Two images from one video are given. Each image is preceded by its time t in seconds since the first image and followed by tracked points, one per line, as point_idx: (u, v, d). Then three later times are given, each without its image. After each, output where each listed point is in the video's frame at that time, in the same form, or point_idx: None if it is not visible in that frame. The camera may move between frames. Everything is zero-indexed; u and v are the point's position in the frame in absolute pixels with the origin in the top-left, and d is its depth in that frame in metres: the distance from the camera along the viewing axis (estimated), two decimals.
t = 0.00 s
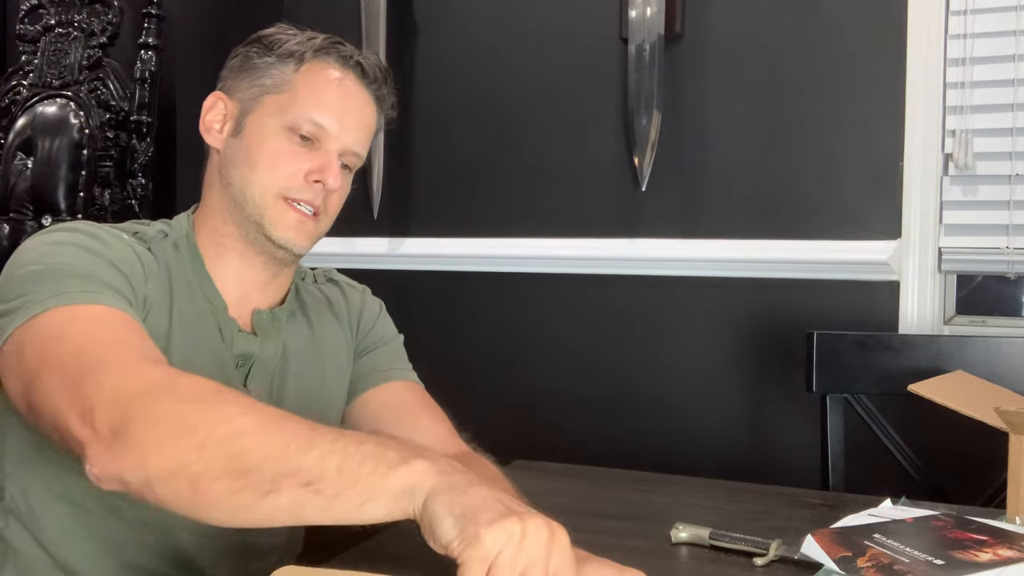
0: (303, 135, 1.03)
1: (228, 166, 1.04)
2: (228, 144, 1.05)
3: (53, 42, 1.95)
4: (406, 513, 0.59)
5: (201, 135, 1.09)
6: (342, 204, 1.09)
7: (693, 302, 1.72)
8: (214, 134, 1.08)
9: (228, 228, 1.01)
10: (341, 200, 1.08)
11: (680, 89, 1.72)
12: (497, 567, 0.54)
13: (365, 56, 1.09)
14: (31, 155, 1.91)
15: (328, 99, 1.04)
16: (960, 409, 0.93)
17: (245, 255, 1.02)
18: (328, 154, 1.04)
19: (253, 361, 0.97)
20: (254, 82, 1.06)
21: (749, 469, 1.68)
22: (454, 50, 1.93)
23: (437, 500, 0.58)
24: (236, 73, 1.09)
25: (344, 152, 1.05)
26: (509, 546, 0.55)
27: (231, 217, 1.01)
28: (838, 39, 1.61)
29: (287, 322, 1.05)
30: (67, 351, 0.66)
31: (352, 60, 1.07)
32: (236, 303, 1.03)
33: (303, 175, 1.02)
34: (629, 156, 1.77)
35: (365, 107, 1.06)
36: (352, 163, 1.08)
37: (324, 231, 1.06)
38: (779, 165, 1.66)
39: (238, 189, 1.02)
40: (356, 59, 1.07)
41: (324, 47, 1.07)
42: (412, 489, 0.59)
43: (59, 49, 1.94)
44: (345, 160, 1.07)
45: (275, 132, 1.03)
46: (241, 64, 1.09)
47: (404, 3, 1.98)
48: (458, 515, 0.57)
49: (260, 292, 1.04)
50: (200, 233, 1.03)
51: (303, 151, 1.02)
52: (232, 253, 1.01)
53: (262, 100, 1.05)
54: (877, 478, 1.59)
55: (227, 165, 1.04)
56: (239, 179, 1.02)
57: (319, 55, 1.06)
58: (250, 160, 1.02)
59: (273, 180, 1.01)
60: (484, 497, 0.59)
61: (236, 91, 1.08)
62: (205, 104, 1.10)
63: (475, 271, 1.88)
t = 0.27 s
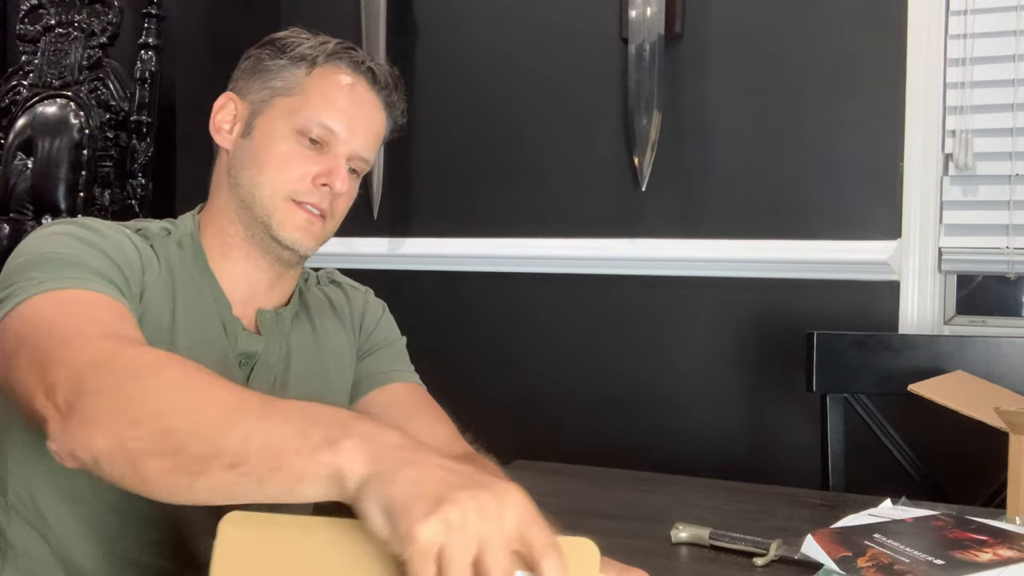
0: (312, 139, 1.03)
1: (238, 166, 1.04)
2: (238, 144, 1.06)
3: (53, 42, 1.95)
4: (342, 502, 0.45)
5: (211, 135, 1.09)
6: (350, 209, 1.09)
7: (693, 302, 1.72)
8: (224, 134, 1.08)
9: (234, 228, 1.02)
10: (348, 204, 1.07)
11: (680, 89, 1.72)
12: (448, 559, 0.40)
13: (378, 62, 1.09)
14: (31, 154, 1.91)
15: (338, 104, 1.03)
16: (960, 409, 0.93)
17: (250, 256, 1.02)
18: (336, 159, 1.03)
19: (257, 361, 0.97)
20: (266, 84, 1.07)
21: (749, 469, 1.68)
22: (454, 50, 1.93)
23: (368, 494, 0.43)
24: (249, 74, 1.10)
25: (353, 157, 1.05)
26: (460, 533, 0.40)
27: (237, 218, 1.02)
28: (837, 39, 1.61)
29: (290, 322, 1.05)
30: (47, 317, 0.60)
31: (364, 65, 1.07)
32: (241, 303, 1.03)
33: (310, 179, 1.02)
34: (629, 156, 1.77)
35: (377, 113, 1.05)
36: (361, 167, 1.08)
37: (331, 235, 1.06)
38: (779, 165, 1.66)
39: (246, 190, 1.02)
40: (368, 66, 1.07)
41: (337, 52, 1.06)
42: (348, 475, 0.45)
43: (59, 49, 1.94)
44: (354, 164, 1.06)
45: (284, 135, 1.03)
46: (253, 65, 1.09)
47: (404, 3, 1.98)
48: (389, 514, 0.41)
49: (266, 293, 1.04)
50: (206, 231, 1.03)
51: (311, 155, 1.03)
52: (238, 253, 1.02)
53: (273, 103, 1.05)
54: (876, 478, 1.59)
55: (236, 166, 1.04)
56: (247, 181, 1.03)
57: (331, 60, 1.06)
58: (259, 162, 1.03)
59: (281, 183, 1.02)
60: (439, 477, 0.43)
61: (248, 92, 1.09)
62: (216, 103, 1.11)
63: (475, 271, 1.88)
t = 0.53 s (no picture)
0: (304, 138, 1.03)
1: (230, 167, 1.04)
2: (230, 146, 1.06)
3: (53, 42, 1.95)
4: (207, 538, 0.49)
5: (207, 137, 1.10)
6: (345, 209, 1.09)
7: (693, 302, 1.72)
8: (219, 135, 1.09)
9: (228, 230, 1.02)
10: (343, 205, 1.07)
11: (680, 89, 1.72)
12: None
13: (370, 58, 1.10)
14: (31, 154, 1.91)
15: (329, 102, 1.04)
16: (960, 409, 0.93)
17: (246, 258, 1.02)
18: (328, 158, 1.04)
19: (254, 366, 0.97)
20: (257, 85, 1.07)
21: (749, 470, 1.68)
22: (454, 51, 1.93)
23: (219, 540, 0.47)
24: (241, 75, 1.11)
25: (346, 155, 1.05)
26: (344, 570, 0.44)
27: (230, 219, 1.02)
28: (837, 39, 1.61)
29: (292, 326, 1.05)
30: None
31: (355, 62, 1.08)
32: (237, 306, 1.03)
33: (302, 178, 1.02)
34: (629, 156, 1.77)
35: (368, 112, 1.06)
36: (354, 167, 1.08)
37: (325, 235, 1.06)
38: (779, 165, 1.66)
39: (238, 191, 1.02)
40: (361, 62, 1.08)
41: (328, 49, 1.08)
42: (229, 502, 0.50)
43: (60, 49, 1.94)
44: (347, 164, 1.07)
45: (276, 135, 1.03)
46: (245, 67, 1.10)
47: (404, 2, 1.98)
48: (237, 565, 0.45)
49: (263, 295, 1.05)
50: (201, 235, 1.03)
51: (303, 154, 1.03)
52: (233, 256, 1.02)
53: (265, 103, 1.06)
54: (877, 478, 1.59)
55: (228, 168, 1.04)
56: (239, 182, 1.03)
57: (321, 57, 1.07)
58: (250, 162, 1.03)
59: (273, 183, 1.01)
60: (299, 511, 0.47)
61: (240, 93, 1.09)
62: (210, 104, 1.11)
63: (475, 272, 1.88)
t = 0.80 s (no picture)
0: (278, 136, 1.03)
1: (206, 169, 1.05)
2: (206, 146, 1.06)
3: (53, 42, 1.95)
4: None
5: (182, 136, 1.10)
6: (326, 204, 1.09)
7: (693, 302, 1.72)
8: (195, 134, 1.09)
9: (207, 232, 1.02)
10: (323, 201, 1.07)
11: (680, 89, 1.72)
12: None
13: (343, 46, 1.09)
14: (31, 155, 1.91)
15: (302, 97, 1.04)
16: (960, 409, 0.93)
17: (227, 259, 1.02)
18: (304, 155, 1.03)
19: (237, 370, 0.98)
20: (230, 82, 1.07)
21: (749, 470, 1.68)
22: (454, 50, 1.93)
23: None
24: (214, 72, 1.10)
25: (323, 150, 1.05)
26: None
27: (209, 222, 1.02)
28: (837, 39, 1.61)
29: (279, 328, 1.05)
30: None
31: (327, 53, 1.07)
32: (221, 309, 1.03)
33: (278, 178, 1.01)
34: (629, 156, 1.76)
35: (342, 104, 1.06)
36: (334, 162, 1.07)
37: (306, 233, 1.06)
38: (779, 165, 1.66)
39: (216, 193, 1.02)
40: (333, 51, 1.08)
41: (299, 41, 1.07)
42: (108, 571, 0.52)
43: (60, 49, 1.94)
44: (326, 159, 1.06)
45: (250, 134, 1.03)
46: (218, 64, 1.10)
47: (404, 2, 1.98)
48: None
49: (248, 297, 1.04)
50: (183, 238, 1.03)
51: (279, 153, 1.02)
52: (215, 258, 1.02)
53: (238, 101, 1.05)
54: (877, 478, 1.59)
55: (205, 169, 1.05)
56: (216, 183, 1.03)
57: (292, 50, 1.07)
58: (225, 163, 1.03)
59: (249, 183, 1.01)
60: None
61: (213, 90, 1.09)
62: (185, 103, 1.11)
63: (475, 272, 1.88)
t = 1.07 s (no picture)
0: (247, 135, 1.01)
1: (180, 171, 1.05)
2: (179, 150, 1.06)
3: (53, 42, 1.95)
4: None
5: (154, 137, 1.11)
6: (305, 197, 1.08)
7: (693, 302, 1.72)
8: (166, 136, 1.10)
9: (185, 236, 1.02)
10: (301, 195, 1.07)
11: (680, 88, 1.72)
12: None
13: (308, 34, 1.07)
14: (31, 155, 1.91)
15: (266, 92, 1.01)
16: (959, 408, 0.93)
17: (208, 263, 1.02)
18: (275, 152, 1.02)
19: (225, 373, 0.98)
20: (196, 81, 1.06)
21: (749, 470, 1.68)
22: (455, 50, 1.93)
23: None
24: (180, 71, 1.09)
25: (294, 144, 1.03)
26: None
27: (186, 226, 1.02)
28: (836, 39, 1.61)
29: (268, 330, 1.04)
30: None
31: (290, 42, 1.05)
32: (204, 311, 1.03)
33: (251, 178, 1.01)
34: (629, 156, 1.76)
35: (308, 94, 1.03)
36: (308, 154, 1.06)
37: (286, 230, 1.06)
38: (778, 165, 1.66)
39: (190, 197, 1.02)
40: (296, 41, 1.05)
41: (261, 33, 1.05)
42: None
43: (59, 49, 1.94)
44: (300, 153, 1.05)
45: (218, 134, 1.02)
46: (183, 63, 1.09)
47: (404, 2, 1.98)
48: None
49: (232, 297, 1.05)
50: (164, 242, 1.04)
51: (249, 152, 1.02)
52: (195, 262, 1.02)
53: (204, 101, 1.04)
54: (877, 478, 1.59)
55: (180, 172, 1.05)
56: (190, 187, 1.03)
57: (255, 43, 1.04)
58: (196, 165, 1.03)
59: (222, 186, 1.01)
60: None
61: (181, 89, 1.08)
62: (155, 103, 1.12)
63: (475, 271, 1.88)
